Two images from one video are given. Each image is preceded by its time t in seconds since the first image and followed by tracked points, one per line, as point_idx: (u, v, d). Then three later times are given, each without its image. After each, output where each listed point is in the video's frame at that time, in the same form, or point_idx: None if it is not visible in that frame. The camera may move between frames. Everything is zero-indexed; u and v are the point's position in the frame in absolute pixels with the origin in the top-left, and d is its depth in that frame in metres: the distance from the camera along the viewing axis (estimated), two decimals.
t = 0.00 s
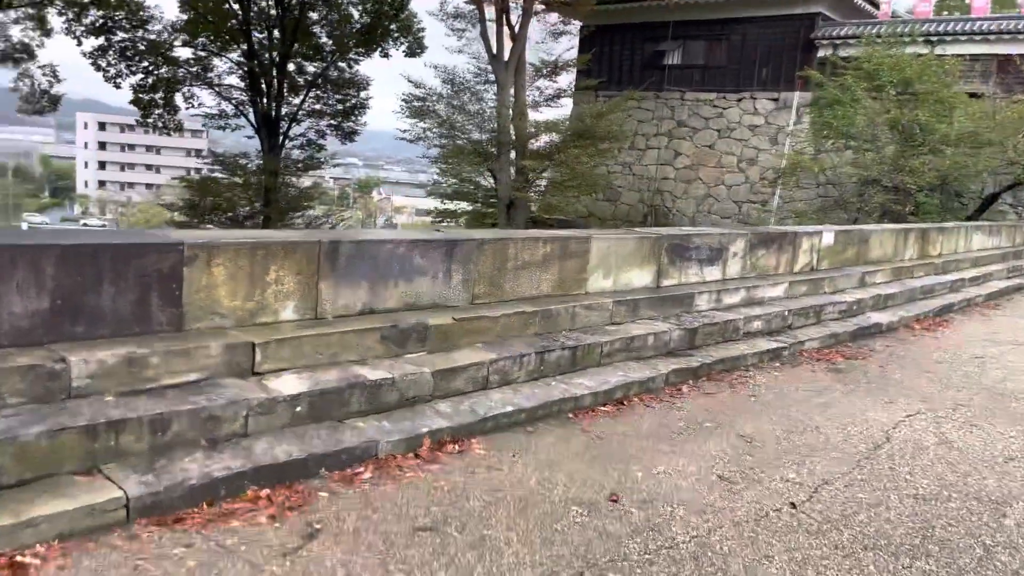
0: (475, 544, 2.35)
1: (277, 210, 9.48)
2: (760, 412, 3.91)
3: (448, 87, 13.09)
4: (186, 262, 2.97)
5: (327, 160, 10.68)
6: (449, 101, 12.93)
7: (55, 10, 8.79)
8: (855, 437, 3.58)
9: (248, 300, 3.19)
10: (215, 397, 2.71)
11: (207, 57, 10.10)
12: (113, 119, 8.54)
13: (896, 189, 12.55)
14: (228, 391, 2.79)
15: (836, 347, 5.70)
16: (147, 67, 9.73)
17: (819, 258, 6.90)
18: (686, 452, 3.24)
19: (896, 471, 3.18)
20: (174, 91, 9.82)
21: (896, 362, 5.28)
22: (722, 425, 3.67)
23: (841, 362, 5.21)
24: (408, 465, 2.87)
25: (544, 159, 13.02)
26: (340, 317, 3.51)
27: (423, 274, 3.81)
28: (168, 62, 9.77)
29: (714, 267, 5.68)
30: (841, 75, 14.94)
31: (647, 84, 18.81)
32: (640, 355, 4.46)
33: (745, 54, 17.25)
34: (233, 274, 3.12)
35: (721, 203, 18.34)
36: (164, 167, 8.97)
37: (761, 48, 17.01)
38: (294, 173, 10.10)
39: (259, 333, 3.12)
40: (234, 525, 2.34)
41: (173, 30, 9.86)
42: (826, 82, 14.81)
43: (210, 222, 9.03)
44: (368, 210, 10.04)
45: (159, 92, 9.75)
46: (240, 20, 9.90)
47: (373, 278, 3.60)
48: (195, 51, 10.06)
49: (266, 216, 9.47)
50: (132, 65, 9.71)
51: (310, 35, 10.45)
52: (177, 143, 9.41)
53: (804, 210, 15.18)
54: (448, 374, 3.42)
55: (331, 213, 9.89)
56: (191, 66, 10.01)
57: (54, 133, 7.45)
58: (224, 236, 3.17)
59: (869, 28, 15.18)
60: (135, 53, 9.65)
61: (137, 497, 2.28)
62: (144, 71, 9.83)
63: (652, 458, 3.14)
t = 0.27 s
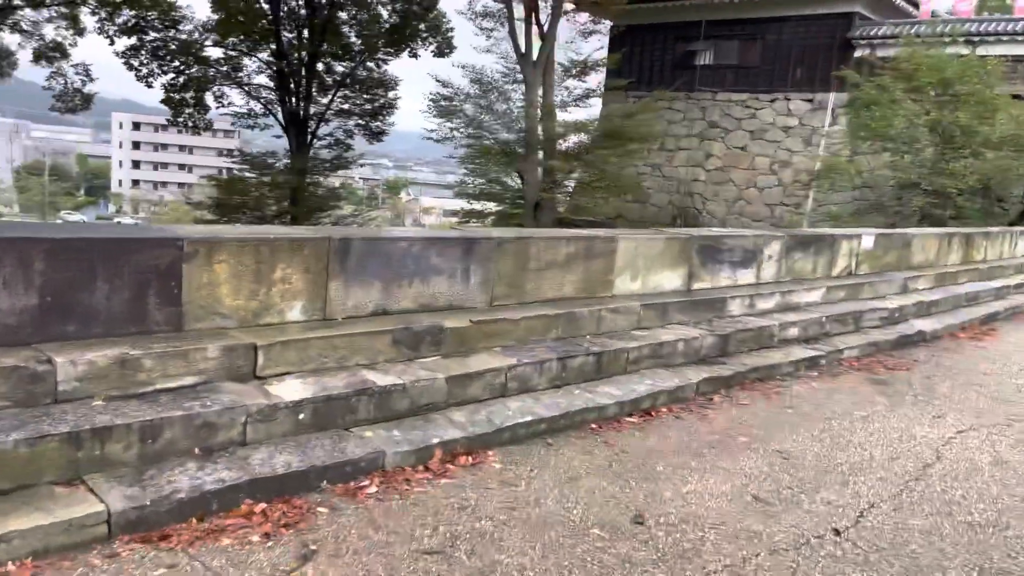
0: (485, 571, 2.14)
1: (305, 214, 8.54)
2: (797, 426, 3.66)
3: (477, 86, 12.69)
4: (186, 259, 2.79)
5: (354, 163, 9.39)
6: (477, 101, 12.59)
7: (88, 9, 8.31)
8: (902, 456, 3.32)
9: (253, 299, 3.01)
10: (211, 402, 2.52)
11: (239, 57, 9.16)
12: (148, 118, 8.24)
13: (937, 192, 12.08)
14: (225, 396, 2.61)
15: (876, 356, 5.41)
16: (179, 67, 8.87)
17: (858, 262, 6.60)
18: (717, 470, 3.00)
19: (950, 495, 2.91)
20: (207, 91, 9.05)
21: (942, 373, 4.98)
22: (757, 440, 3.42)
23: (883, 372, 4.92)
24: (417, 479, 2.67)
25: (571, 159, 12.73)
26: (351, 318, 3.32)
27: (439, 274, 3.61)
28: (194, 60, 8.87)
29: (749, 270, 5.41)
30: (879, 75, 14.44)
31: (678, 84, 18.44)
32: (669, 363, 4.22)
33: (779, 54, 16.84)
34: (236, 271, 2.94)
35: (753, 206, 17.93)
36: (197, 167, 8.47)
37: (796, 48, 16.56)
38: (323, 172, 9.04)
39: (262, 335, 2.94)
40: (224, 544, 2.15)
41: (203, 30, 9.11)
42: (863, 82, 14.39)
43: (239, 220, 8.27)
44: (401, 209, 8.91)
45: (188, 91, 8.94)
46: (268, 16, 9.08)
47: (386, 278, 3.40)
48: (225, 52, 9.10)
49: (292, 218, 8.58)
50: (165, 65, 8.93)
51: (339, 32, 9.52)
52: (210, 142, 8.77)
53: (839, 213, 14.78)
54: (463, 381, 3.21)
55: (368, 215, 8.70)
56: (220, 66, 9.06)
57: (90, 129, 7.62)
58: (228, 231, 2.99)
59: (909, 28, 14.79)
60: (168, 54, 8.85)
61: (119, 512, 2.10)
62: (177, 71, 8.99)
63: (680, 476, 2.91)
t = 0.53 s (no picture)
0: None
1: (320, 220, 9.17)
2: (818, 454, 3.43)
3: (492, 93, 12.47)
4: (163, 275, 2.63)
5: (368, 168, 10.15)
6: (492, 109, 12.35)
7: (106, 16, 9.10)
8: (931, 490, 3.08)
9: (235, 317, 2.83)
10: (184, 432, 2.35)
11: (254, 64, 9.80)
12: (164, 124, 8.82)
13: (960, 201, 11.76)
14: (200, 425, 2.43)
15: (901, 375, 5.16)
16: (195, 73, 9.55)
17: (881, 276, 6.35)
18: (732, 506, 2.78)
19: (985, 535, 2.67)
20: (221, 98, 9.61)
21: (969, 395, 4.73)
22: (774, 470, 3.20)
23: (908, 393, 4.68)
24: (405, 515, 2.48)
25: (588, 167, 12.21)
26: (342, 338, 3.14)
27: (437, 290, 3.43)
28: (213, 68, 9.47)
29: (766, 285, 5.19)
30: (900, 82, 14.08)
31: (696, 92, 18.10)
32: (682, 384, 4.01)
33: (798, 61, 16.51)
34: (217, 288, 2.77)
35: (771, 214, 17.61)
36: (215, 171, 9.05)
37: (815, 54, 16.23)
38: (335, 179, 9.69)
39: (246, 357, 2.77)
40: None
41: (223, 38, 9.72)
42: (884, 89, 14.06)
43: (253, 226, 8.88)
44: (416, 216, 9.21)
45: (204, 98, 9.54)
46: (286, 26, 9.75)
47: (380, 294, 3.22)
48: (242, 58, 9.76)
49: (307, 224, 9.17)
50: (180, 70, 9.59)
51: (355, 41, 10.17)
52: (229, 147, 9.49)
53: (858, 222, 14.50)
54: (460, 406, 3.02)
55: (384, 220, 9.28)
56: (237, 72, 9.68)
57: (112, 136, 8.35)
58: (211, 245, 2.82)
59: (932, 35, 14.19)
60: (184, 60, 9.52)
61: (72, 557, 1.92)
62: (193, 77, 9.61)
63: (691, 513, 2.69)
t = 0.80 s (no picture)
0: None
1: (331, 227, 9.32)
2: (837, 476, 3.21)
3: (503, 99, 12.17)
4: (133, 288, 2.45)
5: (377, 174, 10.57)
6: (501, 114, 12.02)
7: (121, 26, 9.16)
8: (962, 517, 2.85)
9: (213, 331, 2.65)
10: (148, 458, 2.17)
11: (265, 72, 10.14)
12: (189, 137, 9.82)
13: (980, 207, 11.43)
14: (168, 449, 2.25)
15: (924, 388, 4.92)
16: (209, 82, 10.00)
17: (901, 283, 6.11)
18: (744, 535, 2.57)
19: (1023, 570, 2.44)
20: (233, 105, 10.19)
21: (997, 409, 4.48)
22: (790, 494, 2.98)
23: (932, 408, 4.44)
24: (389, 547, 2.29)
25: (600, 173, 11.93)
26: (329, 352, 2.96)
27: (432, 300, 3.25)
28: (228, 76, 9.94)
29: (780, 293, 4.98)
30: (918, 86, 13.63)
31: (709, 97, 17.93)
32: (693, 399, 3.80)
33: (813, 65, 16.21)
34: (192, 301, 2.58)
35: (786, 220, 17.35)
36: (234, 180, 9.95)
37: (830, 58, 15.91)
38: (344, 187, 9.92)
39: (223, 374, 2.59)
40: None
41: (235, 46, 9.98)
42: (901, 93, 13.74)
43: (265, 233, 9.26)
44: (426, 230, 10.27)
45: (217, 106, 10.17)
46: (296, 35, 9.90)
47: (370, 306, 3.05)
48: (255, 66, 10.08)
49: (318, 232, 9.33)
50: (194, 79, 10.02)
51: (367, 49, 10.21)
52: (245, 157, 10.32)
53: (874, 227, 14.19)
54: (453, 425, 2.83)
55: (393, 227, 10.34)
56: (249, 81, 10.14)
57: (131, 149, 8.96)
58: (186, 254, 2.65)
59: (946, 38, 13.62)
60: (197, 69, 9.90)
61: None
62: (207, 85, 10.10)
63: (699, 544, 2.49)
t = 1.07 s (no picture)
0: None
1: (342, 233, 8.99)
2: (858, 497, 2.98)
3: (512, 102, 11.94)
4: (90, 301, 2.27)
5: (388, 179, 10.07)
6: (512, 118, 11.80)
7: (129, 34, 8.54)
8: (995, 543, 2.62)
9: (180, 346, 2.47)
10: (98, 489, 1.98)
11: (276, 79, 9.63)
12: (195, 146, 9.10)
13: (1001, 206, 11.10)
14: (122, 478, 2.06)
15: (949, 397, 4.67)
16: (219, 90, 9.42)
17: (922, 286, 5.86)
18: (756, 567, 2.35)
19: None
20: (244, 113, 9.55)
21: None
22: (807, 519, 2.75)
23: (958, 419, 4.19)
24: None
25: (611, 176, 11.62)
26: (309, 367, 2.77)
27: (421, 311, 3.05)
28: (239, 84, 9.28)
29: (796, 298, 4.74)
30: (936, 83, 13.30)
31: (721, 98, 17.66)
32: (703, 412, 3.58)
33: (828, 64, 15.87)
34: (156, 315, 2.40)
35: (802, 221, 17.04)
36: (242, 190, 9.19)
37: (845, 56, 15.57)
38: (356, 193, 9.45)
39: (190, 393, 2.40)
40: None
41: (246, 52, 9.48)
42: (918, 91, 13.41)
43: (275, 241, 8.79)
44: (442, 229, 10.26)
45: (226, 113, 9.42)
46: (306, 40, 9.55)
47: (353, 318, 2.85)
48: (265, 72, 9.57)
49: (331, 238, 9.00)
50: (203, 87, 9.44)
51: (378, 53, 9.95)
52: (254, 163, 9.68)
53: (892, 228, 13.87)
54: (442, 446, 2.63)
55: (408, 233, 9.66)
56: (259, 86, 9.50)
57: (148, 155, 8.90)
58: (151, 265, 2.46)
59: (965, 36, 13.22)
60: (207, 77, 9.35)
61: None
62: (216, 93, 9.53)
63: None
